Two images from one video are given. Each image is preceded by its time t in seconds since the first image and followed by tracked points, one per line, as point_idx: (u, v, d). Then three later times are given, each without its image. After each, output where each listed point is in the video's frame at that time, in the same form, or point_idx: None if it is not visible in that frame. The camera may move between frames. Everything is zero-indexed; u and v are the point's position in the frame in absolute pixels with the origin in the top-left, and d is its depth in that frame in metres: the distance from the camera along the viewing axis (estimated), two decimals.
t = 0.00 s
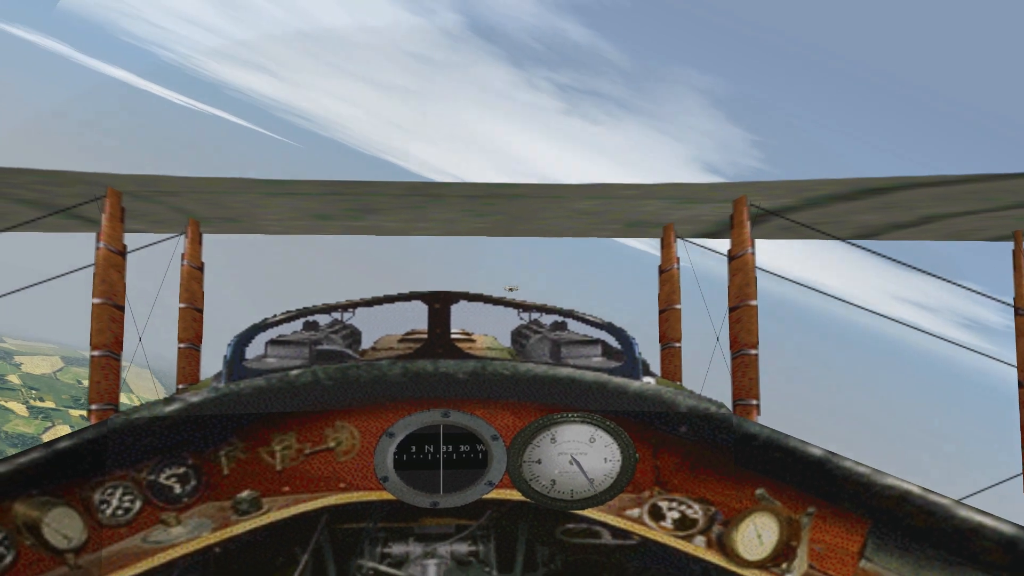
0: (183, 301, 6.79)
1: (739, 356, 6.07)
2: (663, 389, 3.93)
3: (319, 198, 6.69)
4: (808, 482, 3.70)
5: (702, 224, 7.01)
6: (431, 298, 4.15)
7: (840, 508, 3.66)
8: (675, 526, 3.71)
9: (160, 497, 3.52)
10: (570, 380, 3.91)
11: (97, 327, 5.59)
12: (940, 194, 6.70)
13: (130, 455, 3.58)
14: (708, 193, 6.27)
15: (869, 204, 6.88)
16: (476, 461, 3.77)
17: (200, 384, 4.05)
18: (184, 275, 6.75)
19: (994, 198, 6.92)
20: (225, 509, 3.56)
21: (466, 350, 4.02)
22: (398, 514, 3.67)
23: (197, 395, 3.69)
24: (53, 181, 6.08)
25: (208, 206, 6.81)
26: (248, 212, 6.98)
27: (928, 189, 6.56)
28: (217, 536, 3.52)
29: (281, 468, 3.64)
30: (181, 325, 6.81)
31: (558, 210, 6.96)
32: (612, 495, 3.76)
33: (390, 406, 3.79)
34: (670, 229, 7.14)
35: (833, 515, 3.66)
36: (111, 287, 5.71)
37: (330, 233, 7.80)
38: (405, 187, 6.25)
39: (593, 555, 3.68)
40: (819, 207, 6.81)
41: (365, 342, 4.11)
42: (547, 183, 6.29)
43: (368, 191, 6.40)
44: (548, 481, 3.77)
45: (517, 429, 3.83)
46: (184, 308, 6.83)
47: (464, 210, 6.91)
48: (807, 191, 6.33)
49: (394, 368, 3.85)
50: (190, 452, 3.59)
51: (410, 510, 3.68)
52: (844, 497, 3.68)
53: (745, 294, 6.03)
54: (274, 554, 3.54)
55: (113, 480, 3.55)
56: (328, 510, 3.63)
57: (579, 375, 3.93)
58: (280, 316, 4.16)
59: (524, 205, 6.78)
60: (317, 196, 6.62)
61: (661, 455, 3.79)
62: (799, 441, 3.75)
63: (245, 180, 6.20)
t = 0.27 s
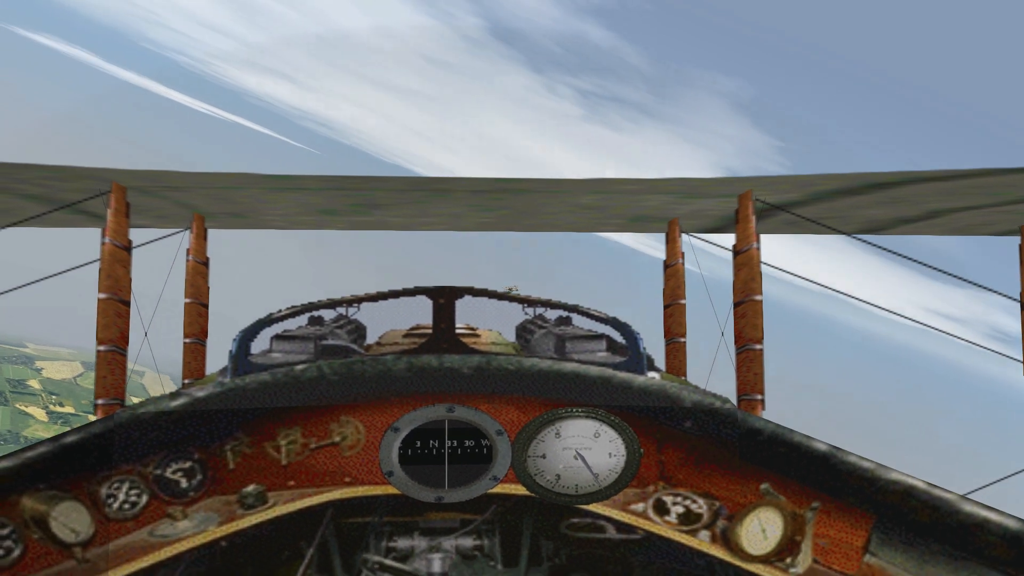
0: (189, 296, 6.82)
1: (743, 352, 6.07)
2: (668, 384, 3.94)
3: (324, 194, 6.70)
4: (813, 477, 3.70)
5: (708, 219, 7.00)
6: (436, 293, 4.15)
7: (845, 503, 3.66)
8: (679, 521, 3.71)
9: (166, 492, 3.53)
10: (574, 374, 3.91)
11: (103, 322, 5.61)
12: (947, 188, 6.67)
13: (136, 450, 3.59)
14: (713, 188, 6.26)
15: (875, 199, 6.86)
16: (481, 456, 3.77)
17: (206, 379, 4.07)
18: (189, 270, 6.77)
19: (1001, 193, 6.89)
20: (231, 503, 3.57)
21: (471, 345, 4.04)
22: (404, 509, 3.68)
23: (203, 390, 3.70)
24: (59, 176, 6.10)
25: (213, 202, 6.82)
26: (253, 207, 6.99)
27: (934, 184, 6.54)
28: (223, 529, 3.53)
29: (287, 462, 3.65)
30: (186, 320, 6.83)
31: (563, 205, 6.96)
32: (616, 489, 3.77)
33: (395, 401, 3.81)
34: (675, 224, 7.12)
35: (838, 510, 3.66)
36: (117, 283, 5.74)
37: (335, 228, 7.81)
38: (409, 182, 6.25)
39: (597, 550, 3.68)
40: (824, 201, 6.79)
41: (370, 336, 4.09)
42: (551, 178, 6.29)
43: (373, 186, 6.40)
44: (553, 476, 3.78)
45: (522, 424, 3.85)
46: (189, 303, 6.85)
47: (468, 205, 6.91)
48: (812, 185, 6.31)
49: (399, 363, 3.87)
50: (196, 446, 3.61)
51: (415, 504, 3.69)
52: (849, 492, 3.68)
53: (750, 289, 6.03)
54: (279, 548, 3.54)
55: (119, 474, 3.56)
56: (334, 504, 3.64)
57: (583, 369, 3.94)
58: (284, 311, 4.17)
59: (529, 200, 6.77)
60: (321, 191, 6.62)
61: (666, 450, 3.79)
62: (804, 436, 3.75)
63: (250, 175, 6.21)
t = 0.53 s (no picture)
0: (196, 292, 6.84)
1: (750, 347, 6.02)
2: (674, 379, 3.94)
3: (331, 189, 6.70)
4: (820, 473, 3.70)
5: (715, 213, 6.99)
6: (443, 289, 4.17)
7: (851, 499, 3.65)
8: (685, 516, 3.72)
9: (174, 486, 3.56)
10: (581, 369, 3.93)
11: (111, 317, 5.64)
12: (955, 183, 6.65)
13: (144, 445, 3.61)
14: (721, 183, 6.24)
15: (883, 194, 6.83)
16: (488, 451, 3.79)
17: (213, 374, 4.09)
18: (197, 265, 6.78)
19: (1010, 187, 6.86)
20: (239, 497, 3.59)
21: (477, 341, 3.98)
22: (411, 504, 3.69)
23: (210, 385, 3.72)
24: (67, 172, 6.12)
25: (221, 197, 6.83)
26: (260, 203, 7.01)
27: (943, 178, 6.51)
28: (231, 524, 3.55)
29: (294, 457, 3.67)
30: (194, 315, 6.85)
31: (569, 200, 6.95)
32: (623, 485, 3.77)
33: (402, 396, 3.83)
34: (681, 219, 7.11)
35: (844, 505, 3.65)
36: (125, 278, 5.76)
37: (341, 224, 7.82)
38: (416, 177, 6.25)
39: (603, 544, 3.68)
40: (832, 196, 6.77)
41: (376, 331, 4.06)
42: (558, 173, 6.28)
43: (379, 182, 6.41)
44: (559, 472, 3.78)
45: (529, 419, 3.85)
46: (197, 298, 6.88)
47: (475, 201, 6.91)
48: (820, 180, 6.29)
49: (406, 358, 3.88)
50: (204, 441, 3.63)
51: (421, 499, 3.70)
52: (855, 487, 3.67)
53: (757, 284, 6.02)
54: (287, 542, 3.56)
55: (128, 469, 3.58)
56: (341, 498, 3.65)
57: (590, 364, 3.95)
58: (291, 306, 4.18)
59: (535, 195, 6.77)
60: (328, 186, 6.63)
61: (672, 446, 3.80)
62: (811, 431, 3.75)
63: (257, 171, 6.22)
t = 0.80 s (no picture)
0: (208, 286, 6.87)
1: (761, 342, 6.00)
2: (685, 373, 3.95)
3: (342, 184, 6.71)
4: (831, 467, 3.69)
5: (726, 208, 6.96)
6: (453, 283, 4.16)
7: (863, 493, 3.64)
8: (696, 510, 3.71)
9: (188, 479, 3.59)
10: (591, 364, 3.93)
11: (124, 312, 5.67)
12: (969, 177, 6.60)
13: (157, 439, 3.64)
14: (732, 177, 6.21)
15: (896, 187, 6.79)
16: (498, 445, 3.80)
17: (225, 368, 4.12)
18: (209, 260, 6.82)
19: None
20: (251, 491, 3.61)
21: (487, 335, 4.04)
22: (421, 498, 3.71)
23: (223, 378, 3.75)
24: (80, 167, 6.15)
25: (232, 192, 6.86)
26: (271, 198, 7.03)
27: (956, 172, 6.46)
28: (244, 517, 3.57)
29: (306, 450, 3.69)
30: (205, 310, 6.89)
31: (580, 195, 6.94)
32: (633, 479, 3.78)
33: (413, 390, 3.84)
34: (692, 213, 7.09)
35: (856, 500, 3.64)
36: (137, 273, 5.79)
37: (352, 218, 7.83)
38: (426, 172, 6.26)
39: (614, 538, 3.69)
40: (844, 190, 6.73)
41: (387, 326, 4.12)
42: (568, 168, 6.27)
43: (390, 176, 6.41)
44: (570, 466, 3.79)
45: (539, 414, 3.86)
46: (209, 292, 6.91)
47: (486, 195, 6.92)
48: (832, 174, 6.26)
49: (416, 352, 3.90)
50: (217, 435, 3.65)
51: (432, 493, 3.71)
52: (867, 482, 3.66)
53: (769, 279, 6.00)
54: (299, 534, 3.58)
55: (141, 462, 3.61)
56: (353, 492, 3.67)
57: (601, 359, 3.94)
58: (302, 301, 4.20)
59: (546, 189, 6.76)
60: (339, 181, 6.64)
61: (683, 440, 3.80)
62: (822, 426, 3.74)
63: (268, 165, 6.23)
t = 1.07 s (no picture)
0: (220, 282, 6.91)
1: (772, 337, 5.92)
2: (696, 368, 3.94)
3: (352, 179, 6.72)
4: (843, 463, 3.68)
5: (737, 202, 6.94)
6: (464, 279, 4.15)
7: (876, 490, 3.61)
8: (707, 506, 3.71)
9: (201, 473, 3.61)
10: (602, 360, 3.93)
11: (137, 307, 5.71)
12: (983, 170, 6.54)
13: (170, 433, 3.66)
14: (744, 171, 6.19)
15: (909, 182, 6.74)
16: (510, 440, 3.81)
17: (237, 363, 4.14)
18: (221, 256, 6.85)
19: None
20: (264, 485, 3.64)
21: (499, 330, 3.97)
22: (433, 492, 3.72)
23: (235, 373, 3.77)
24: (92, 163, 6.19)
25: (243, 187, 6.87)
26: (282, 193, 7.04)
27: (971, 165, 6.41)
28: (257, 510, 3.60)
29: (318, 445, 3.72)
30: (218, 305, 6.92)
31: (591, 190, 6.93)
32: (645, 474, 3.78)
33: (424, 386, 3.86)
34: (703, 208, 7.07)
35: (868, 495, 3.62)
36: (150, 268, 5.82)
37: (363, 214, 7.84)
38: (436, 167, 6.26)
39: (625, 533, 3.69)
40: (857, 184, 6.69)
41: (397, 320, 4.03)
42: (579, 162, 6.26)
43: (401, 172, 6.42)
44: (581, 461, 3.80)
45: (550, 409, 3.87)
46: (221, 288, 6.94)
47: (496, 190, 6.91)
48: (845, 168, 6.22)
49: (428, 348, 3.91)
50: (229, 429, 3.67)
51: (443, 487, 3.73)
52: (879, 478, 3.64)
53: (781, 274, 5.98)
54: (312, 528, 3.60)
55: (155, 456, 3.63)
56: (364, 486, 3.69)
57: (612, 354, 3.95)
58: (314, 296, 4.21)
59: (556, 184, 6.75)
60: (349, 176, 6.64)
61: (694, 436, 3.80)
62: (834, 421, 3.73)
63: (278, 161, 6.25)
